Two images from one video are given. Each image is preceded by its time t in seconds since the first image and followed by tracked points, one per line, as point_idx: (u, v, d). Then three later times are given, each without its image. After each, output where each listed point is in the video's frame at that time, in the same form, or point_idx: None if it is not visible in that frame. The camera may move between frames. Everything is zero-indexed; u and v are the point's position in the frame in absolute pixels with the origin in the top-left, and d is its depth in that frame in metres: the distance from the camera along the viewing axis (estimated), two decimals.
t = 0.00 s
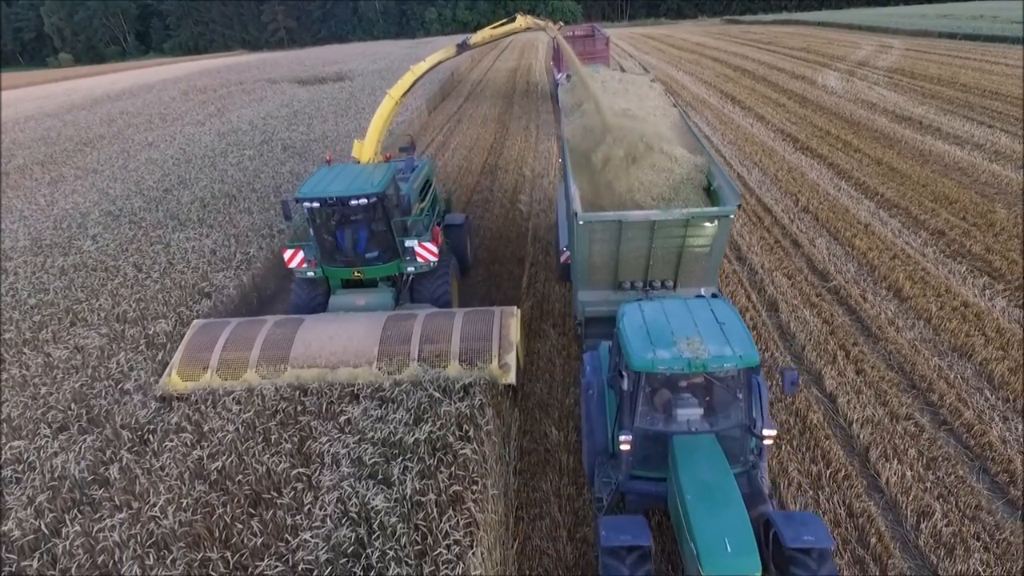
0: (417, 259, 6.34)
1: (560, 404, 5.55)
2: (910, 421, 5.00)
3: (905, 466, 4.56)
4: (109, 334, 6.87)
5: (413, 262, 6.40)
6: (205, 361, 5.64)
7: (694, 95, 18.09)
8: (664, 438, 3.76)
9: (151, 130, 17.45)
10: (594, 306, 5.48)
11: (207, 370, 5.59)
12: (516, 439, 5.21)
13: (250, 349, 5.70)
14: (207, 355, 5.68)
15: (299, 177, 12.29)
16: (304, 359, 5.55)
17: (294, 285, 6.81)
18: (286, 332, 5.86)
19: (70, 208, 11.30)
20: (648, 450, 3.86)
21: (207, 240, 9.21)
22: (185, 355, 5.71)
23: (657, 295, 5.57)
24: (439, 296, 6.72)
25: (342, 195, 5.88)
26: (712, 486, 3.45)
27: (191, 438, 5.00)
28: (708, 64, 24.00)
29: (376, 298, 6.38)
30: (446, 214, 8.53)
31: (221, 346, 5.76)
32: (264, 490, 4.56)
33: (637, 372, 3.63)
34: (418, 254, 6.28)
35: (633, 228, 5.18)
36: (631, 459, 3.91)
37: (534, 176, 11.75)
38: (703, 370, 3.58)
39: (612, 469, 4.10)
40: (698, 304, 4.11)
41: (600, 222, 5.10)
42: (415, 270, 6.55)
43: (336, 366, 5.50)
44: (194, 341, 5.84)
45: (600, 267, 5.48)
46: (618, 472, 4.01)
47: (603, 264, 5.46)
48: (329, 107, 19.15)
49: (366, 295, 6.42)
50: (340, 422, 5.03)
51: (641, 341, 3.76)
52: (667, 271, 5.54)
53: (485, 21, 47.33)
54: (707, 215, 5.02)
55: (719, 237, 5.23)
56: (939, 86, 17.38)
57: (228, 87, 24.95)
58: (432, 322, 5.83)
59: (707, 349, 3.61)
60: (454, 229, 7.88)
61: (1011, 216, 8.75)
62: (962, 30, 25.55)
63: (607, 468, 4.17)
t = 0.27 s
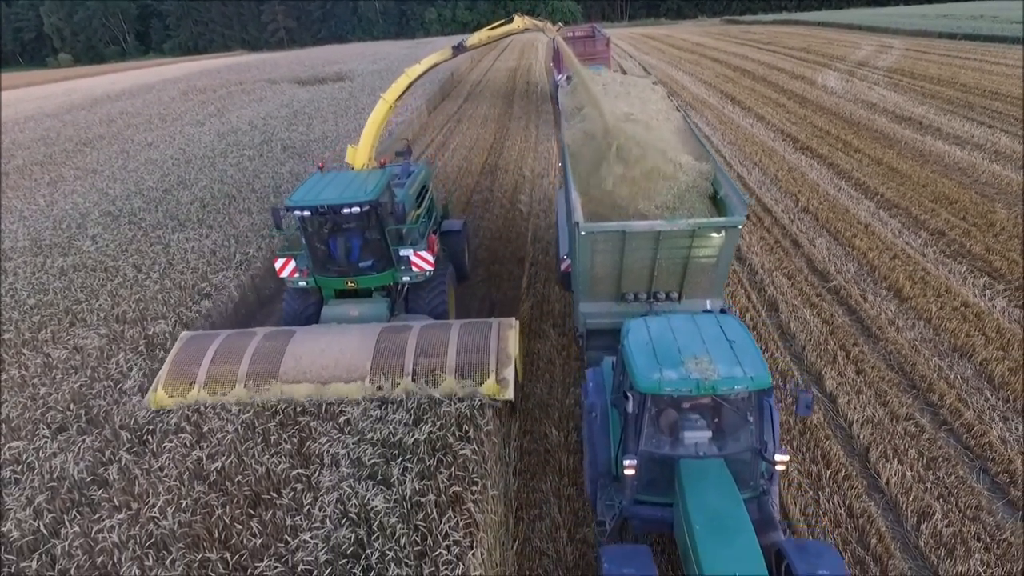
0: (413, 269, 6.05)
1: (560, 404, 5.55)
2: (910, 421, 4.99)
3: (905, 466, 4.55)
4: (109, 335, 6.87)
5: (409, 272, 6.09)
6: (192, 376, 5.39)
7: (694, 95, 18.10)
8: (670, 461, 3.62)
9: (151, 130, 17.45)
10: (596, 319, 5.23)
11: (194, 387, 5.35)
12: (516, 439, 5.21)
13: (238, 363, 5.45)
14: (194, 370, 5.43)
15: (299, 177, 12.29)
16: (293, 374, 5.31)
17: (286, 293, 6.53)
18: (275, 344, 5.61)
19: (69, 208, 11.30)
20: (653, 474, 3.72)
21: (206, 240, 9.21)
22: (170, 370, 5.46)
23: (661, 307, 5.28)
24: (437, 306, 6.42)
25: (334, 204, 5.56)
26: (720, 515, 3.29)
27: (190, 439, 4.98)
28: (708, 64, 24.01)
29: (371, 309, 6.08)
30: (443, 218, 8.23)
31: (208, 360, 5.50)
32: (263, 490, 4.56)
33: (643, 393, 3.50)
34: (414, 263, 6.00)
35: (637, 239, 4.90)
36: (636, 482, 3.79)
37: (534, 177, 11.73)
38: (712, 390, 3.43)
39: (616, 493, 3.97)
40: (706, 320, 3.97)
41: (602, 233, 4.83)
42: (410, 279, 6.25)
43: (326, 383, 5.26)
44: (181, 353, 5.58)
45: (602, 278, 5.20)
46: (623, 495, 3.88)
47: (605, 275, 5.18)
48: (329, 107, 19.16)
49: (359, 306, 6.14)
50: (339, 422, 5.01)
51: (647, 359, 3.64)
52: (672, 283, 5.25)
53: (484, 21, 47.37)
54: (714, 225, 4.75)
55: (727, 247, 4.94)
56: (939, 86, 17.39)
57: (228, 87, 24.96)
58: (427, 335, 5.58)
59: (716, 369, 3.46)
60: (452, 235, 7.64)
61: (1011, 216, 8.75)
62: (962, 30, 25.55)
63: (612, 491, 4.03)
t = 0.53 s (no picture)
0: (407, 279, 5.76)
1: (559, 404, 5.55)
2: (910, 422, 4.98)
3: (905, 467, 4.55)
4: (109, 335, 6.87)
5: (404, 282, 5.79)
6: (178, 393, 5.16)
7: (694, 95, 18.10)
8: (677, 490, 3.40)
9: (151, 130, 17.47)
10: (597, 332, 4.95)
11: (180, 404, 5.13)
12: (516, 439, 5.21)
13: (225, 379, 5.22)
14: (180, 386, 5.21)
15: (299, 178, 12.30)
16: (283, 392, 5.08)
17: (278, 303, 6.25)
18: (265, 359, 5.36)
19: (69, 208, 11.31)
20: (659, 504, 3.51)
21: (207, 240, 9.21)
22: (156, 386, 5.24)
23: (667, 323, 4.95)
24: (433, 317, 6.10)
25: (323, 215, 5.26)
26: (730, 546, 2.97)
27: (190, 439, 4.93)
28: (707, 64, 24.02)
29: (364, 321, 5.80)
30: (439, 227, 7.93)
31: (195, 376, 5.27)
32: (264, 491, 4.56)
33: (650, 419, 3.29)
34: (409, 273, 5.69)
35: (642, 251, 4.59)
36: (641, 510, 3.56)
37: (534, 177, 11.71)
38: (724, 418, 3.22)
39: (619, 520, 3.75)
40: (715, 340, 3.77)
41: (606, 244, 4.51)
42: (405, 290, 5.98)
43: (318, 401, 5.03)
44: (165, 370, 5.35)
45: (605, 291, 4.87)
46: (627, 524, 3.66)
47: (608, 288, 4.85)
48: (329, 107, 19.18)
49: (352, 319, 5.86)
50: (339, 422, 4.95)
51: (654, 383, 3.43)
52: (678, 297, 4.94)
53: (484, 21, 47.41)
54: (723, 238, 4.46)
55: (737, 261, 4.65)
56: (939, 86, 17.40)
57: (228, 87, 24.97)
58: (421, 349, 5.34)
59: (727, 394, 3.27)
60: (448, 244, 7.34)
61: (1011, 216, 8.75)
62: (962, 30, 25.57)
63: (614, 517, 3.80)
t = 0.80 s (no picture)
0: (402, 292, 5.54)
1: (559, 405, 5.56)
2: (910, 423, 4.99)
3: (905, 468, 4.56)
4: (109, 336, 6.88)
5: (399, 295, 5.57)
6: (162, 412, 4.88)
7: (694, 95, 18.11)
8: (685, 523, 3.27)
9: (151, 130, 17.47)
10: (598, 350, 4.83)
11: (164, 424, 4.85)
12: (516, 440, 5.22)
13: (212, 397, 4.94)
14: (164, 405, 4.93)
15: (299, 178, 12.30)
16: (272, 412, 4.81)
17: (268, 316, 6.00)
18: (253, 376, 5.09)
19: (70, 209, 11.31)
20: (665, 537, 3.37)
21: (207, 241, 9.21)
22: (139, 404, 4.97)
23: (671, 338, 4.83)
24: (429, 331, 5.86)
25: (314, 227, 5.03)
26: None
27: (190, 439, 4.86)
28: (707, 64, 24.03)
29: (357, 335, 5.57)
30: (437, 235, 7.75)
31: (180, 394, 4.99)
32: (263, 493, 4.54)
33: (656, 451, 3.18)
34: (404, 286, 5.48)
35: (646, 266, 4.45)
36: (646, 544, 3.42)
37: (534, 178, 11.71)
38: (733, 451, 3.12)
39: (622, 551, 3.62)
40: (722, 365, 3.66)
41: (608, 258, 4.38)
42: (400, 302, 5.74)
43: (307, 424, 4.76)
44: (151, 386, 5.08)
45: (608, 304, 4.75)
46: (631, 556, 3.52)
47: (611, 301, 4.73)
48: (329, 108, 19.19)
49: (345, 333, 5.62)
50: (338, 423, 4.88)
51: (658, 412, 3.32)
52: (684, 311, 4.80)
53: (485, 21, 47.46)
54: (731, 252, 4.30)
55: (745, 275, 4.49)
56: (939, 87, 17.41)
57: (229, 88, 24.98)
58: (415, 366, 5.07)
59: (736, 424, 3.16)
60: (446, 253, 7.14)
61: (1011, 217, 8.75)
62: (962, 31, 25.59)
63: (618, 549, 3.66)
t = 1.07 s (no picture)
0: (396, 307, 5.39)
1: (558, 408, 5.57)
2: (909, 426, 4.99)
3: (904, 471, 4.56)
4: (109, 338, 6.89)
5: (392, 309, 5.42)
6: (146, 435, 4.71)
7: (694, 96, 18.13)
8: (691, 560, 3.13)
9: (151, 132, 17.48)
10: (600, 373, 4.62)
11: (148, 447, 4.68)
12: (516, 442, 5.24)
13: (198, 418, 4.77)
14: (149, 427, 4.76)
15: (299, 180, 12.32)
16: (260, 435, 4.64)
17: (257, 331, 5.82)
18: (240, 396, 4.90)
19: (69, 211, 11.32)
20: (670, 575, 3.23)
21: (207, 243, 9.22)
22: (124, 426, 4.79)
23: (675, 355, 4.65)
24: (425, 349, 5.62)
25: (305, 243, 4.82)
26: None
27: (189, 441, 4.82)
28: (707, 66, 24.04)
29: (349, 352, 5.41)
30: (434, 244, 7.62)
31: (164, 415, 4.81)
32: (263, 496, 4.50)
33: (660, 485, 3.05)
34: (398, 300, 5.32)
35: (649, 282, 4.28)
36: None
37: (534, 180, 11.72)
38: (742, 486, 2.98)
39: None
40: (728, 391, 3.54)
41: (609, 275, 4.20)
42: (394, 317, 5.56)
43: (298, 447, 4.60)
44: (134, 407, 4.89)
45: (610, 321, 4.57)
46: None
47: (613, 318, 4.55)
48: (329, 109, 19.20)
49: (336, 351, 5.45)
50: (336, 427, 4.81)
51: (663, 442, 3.19)
52: (688, 327, 4.62)
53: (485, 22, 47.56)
54: (737, 268, 4.13)
55: (751, 291, 4.32)
56: (938, 88, 17.43)
57: (229, 89, 25.00)
58: (410, 385, 4.93)
59: (744, 457, 3.03)
60: (442, 262, 7.00)
61: (1010, 219, 8.77)
62: (961, 31, 25.63)
63: None
